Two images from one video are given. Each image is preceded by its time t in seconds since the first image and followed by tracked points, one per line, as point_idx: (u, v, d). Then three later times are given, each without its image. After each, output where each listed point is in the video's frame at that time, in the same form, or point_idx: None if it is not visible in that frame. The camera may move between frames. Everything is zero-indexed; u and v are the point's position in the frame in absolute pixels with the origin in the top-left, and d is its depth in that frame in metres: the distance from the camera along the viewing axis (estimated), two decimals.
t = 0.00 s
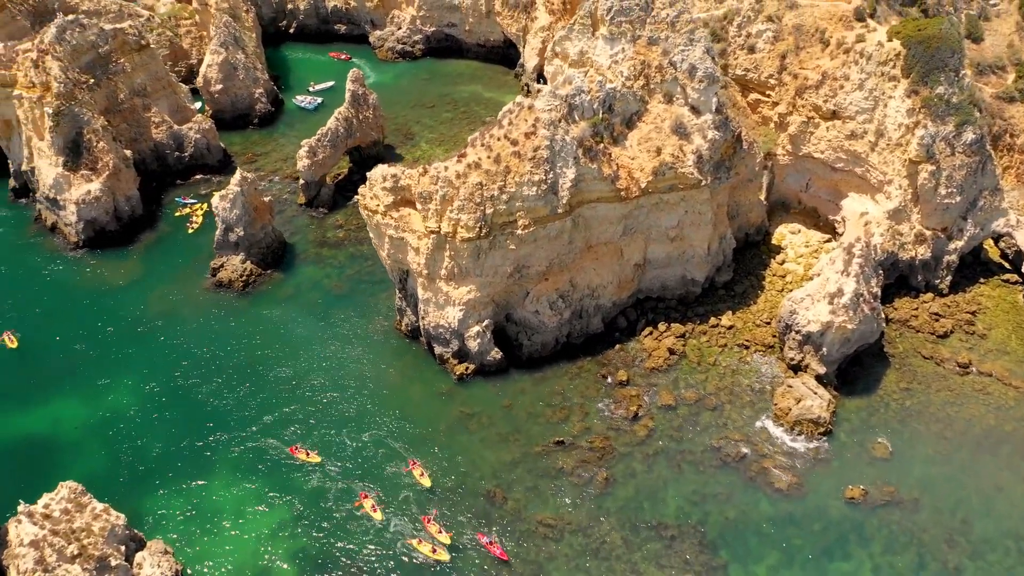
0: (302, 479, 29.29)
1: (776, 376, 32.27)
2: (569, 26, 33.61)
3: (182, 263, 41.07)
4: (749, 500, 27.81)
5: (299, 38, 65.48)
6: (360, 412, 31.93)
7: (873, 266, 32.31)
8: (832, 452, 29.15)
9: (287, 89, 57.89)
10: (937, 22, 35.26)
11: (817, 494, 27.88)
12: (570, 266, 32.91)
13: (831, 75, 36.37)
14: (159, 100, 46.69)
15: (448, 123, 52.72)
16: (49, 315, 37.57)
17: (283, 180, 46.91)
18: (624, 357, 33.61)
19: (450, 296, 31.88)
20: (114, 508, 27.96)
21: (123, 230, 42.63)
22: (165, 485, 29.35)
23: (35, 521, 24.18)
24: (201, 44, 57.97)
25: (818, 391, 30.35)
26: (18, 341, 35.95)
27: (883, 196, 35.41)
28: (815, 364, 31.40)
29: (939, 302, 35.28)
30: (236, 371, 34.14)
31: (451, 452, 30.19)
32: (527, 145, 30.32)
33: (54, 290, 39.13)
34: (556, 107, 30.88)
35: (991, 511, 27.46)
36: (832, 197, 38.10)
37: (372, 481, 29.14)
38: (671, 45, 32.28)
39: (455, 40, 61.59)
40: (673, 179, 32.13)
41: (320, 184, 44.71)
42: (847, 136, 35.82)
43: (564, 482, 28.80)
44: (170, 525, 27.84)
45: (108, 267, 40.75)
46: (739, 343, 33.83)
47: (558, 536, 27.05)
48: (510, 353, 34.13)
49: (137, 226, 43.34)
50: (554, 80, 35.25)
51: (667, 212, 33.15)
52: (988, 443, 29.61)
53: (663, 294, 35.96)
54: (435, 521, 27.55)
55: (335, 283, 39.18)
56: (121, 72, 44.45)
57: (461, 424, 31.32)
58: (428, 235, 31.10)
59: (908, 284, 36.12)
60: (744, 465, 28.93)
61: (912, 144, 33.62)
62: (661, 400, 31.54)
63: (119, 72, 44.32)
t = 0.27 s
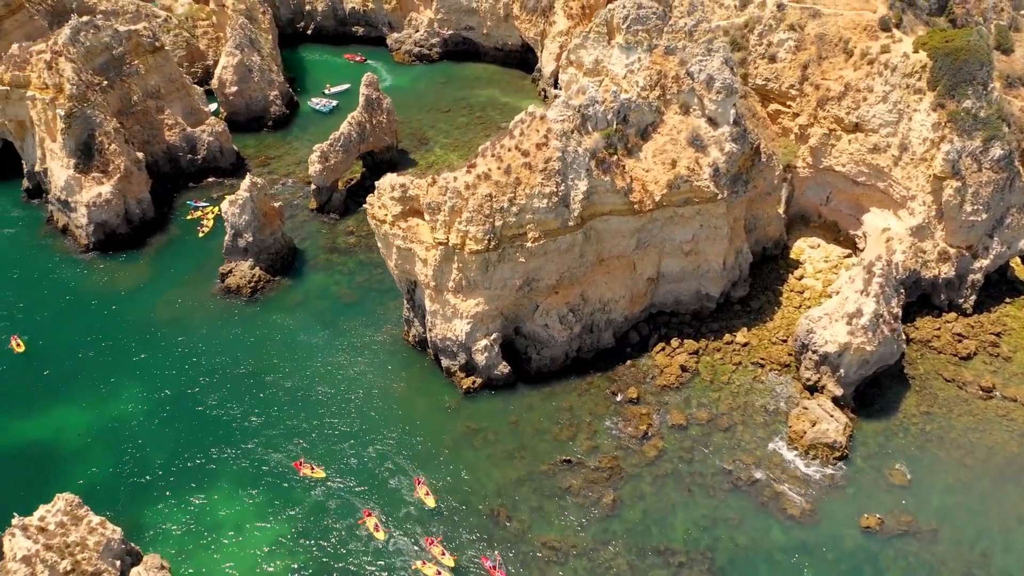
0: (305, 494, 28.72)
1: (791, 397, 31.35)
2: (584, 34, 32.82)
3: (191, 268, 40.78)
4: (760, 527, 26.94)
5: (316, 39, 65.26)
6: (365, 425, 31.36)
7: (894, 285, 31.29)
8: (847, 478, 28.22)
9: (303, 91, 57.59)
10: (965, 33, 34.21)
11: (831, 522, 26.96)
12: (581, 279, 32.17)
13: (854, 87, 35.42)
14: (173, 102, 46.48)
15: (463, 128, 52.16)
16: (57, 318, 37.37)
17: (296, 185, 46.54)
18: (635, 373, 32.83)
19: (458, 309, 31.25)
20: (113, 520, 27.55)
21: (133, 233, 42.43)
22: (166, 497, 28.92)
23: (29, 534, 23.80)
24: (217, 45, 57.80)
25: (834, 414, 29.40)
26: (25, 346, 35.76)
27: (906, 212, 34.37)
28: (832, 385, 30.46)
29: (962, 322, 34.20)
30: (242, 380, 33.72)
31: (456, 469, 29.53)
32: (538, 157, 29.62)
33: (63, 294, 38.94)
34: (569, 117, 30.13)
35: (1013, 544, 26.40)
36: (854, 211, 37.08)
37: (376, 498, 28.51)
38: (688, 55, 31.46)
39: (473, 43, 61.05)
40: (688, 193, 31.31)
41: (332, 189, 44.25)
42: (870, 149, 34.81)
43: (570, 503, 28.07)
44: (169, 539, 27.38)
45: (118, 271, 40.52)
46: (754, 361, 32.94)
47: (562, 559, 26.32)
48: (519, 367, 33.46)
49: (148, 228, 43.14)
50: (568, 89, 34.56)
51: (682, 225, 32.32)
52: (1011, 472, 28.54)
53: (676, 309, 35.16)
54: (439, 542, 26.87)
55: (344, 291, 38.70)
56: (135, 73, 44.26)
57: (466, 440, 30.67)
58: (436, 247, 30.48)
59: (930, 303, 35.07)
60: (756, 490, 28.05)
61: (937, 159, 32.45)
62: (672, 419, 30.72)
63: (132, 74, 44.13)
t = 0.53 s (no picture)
0: (307, 511, 28.03)
1: (807, 419, 30.39)
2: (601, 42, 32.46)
3: (201, 273, 40.43)
4: (773, 556, 26.00)
5: (334, 41, 64.93)
6: (370, 439, 30.79)
7: (916, 306, 30.30)
8: (864, 507, 27.23)
9: (319, 94, 57.22)
10: (995, 46, 33.31)
11: (847, 553, 25.97)
12: (592, 294, 31.41)
13: (879, 100, 34.41)
14: (187, 104, 46.23)
15: (479, 134, 51.53)
16: (66, 323, 37.17)
17: (308, 190, 46.10)
18: (647, 391, 31.99)
19: (466, 322, 30.57)
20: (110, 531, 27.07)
21: (144, 237, 42.19)
22: (166, 509, 28.47)
23: (23, 549, 23.43)
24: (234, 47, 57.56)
25: (852, 440, 28.42)
26: (33, 351, 35.57)
27: (930, 229, 33.27)
28: (850, 409, 29.47)
29: (988, 345, 33.05)
30: (247, 390, 33.29)
31: (461, 488, 28.80)
32: (550, 169, 28.90)
33: (73, 298, 38.74)
34: (582, 130, 29.40)
35: None
36: (876, 227, 36.00)
37: (379, 517, 27.75)
38: (706, 66, 30.57)
39: (491, 47, 60.43)
40: (704, 208, 30.44)
41: (344, 195, 43.75)
42: (893, 164, 33.72)
43: (576, 526, 27.28)
44: (166, 552, 26.81)
45: (127, 275, 40.27)
46: (770, 381, 32.00)
47: None
48: (528, 382, 32.75)
49: (159, 232, 42.90)
50: (583, 98, 33.83)
51: (697, 240, 31.46)
52: None
53: (691, 325, 34.32)
54: (442, 565, 26.01)
55: (353, 299, 38.16)
56: (149, 76, 44.05)
57: (472, 457, 29.97)
58: (445, 259, 29.84)
59: (954, 324, 33.94)
60: (769, 517, 27.13)
61: (964, 176, 31.30)
62: (684, 440, 29.85)
63: (146, 77, 43.90)
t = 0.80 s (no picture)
0: (308, 530, 27.38)
1: (825, 444, 29.41)
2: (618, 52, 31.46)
3: (210, 279, 40.04)
4: None
5: (352, 44, 64.48)
6: (374, 454, 30.17)
7: (940, 330, 29.26)
8: (882, 538, 26.23)
9: (335, 97, 56.79)
10: None
11: None
12: (604, 310, 30.61)
13: (904, 113, 33.34)
14: (200, 107, 45.92)
15: (495, 141, 50.86)
16: (74, 329, 36.93)
17: (320, 195, 45.62)
18: (659, 410, 31.13)
19: (474, 337, 29.86)
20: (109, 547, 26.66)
21: (155, 241, 41.88)
22: (166, 523, 28.03)
23: (17, 565, 22.97)
24: (250, 49, 57.27)
25: (871, 468, 27.43)
26: (39, 357, 35.35)
27: (957, 248, 32.09)
28: (869, 435, 28.48)
29: (1014, 368, 31.89)
30: (253, 401, 32.82)
31: (467, 508, 28.06)
32: (562, 183, 28.14)
33: (82, 303, 38.50)
34: (596, 142, 28.61)
35: None
36: (899, 244, 34.90)
37: (383, 538, 27.02)
38: (725, 77, 29.60)
39: (509, 51, 59.74)
40: (721, 224, 29.55)
41: (356, 202, 43.24)
42: (919, 180, 32.55)
43: (582, 551, 26.48)
44: (164, 570, 26.36)
45: (137, 280, 39.98)
46: (787, 403, 31.02)
47: None
48: (537, 399, 32.00)
49: (169, 236, 42.58)
50: (598, 109, 33.05)
51: (713, 257, 30.55)
52: None
53: (706, 342, 33.43)
54: None
55: (362, 309, 37.60)
56: (163, 79, 43.79)
57: (478, 476, 29.26)
58: (453, 273, 29.16)
59: (979, 346, 32.82)
60: (782, 546, 26.19)
61: (992, 194, 30.13)
62: (696, 463, 28.98)
63: (160, 79, 43.66)
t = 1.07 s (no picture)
0: (310, 551, 26.75)
1: (843, 471, 28.40)
2: (635, 61, 30.55)
3: (219, 286, 39.62)
4: None
5: (369, 46, 63.98)
6: (378, 472, 29.50)
7: (966, 355, 28.20)
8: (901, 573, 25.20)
9: (350, 100, 56.29)
10: None
11: None
12: (616, 327, 29.77)
13: (932, 128, 32.12)
14: (214, 111, 45.50)
15: (510, 148, 50.10)
16: (82, 335, 36.64)
17: (333, 201, 45.09)
18: (671, 432, 30.22)
19: (481, 354, 29.11)
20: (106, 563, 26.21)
21: (165, 246, 41.53)
22: (165, 538, 27.54)
23: None
24: (267, 51, 56.94)
25: (890, 498, 26.42)
26: (46, 363, 35.09)
27: (985, 269, 30.88)
28: (890, 463, 27.44)
29: None
30: (258, 413, 32.29)
31: (472, 531, 27.31)
32: (574, 198, 27.34)
33: (91, 308, 38.24)
34: (610, 156, 27.76)
35: None
36: (924, 262, 33.71)
37: (385, 561, 26.34)
38: (745, 90, 28.58)
39: (528, 56, 58.94)
40: (738, 241, 28.60)
41: (367, 209, 42.60)
42: (946, 198, 31.35)
43: None
44: None
45: (146, 285, 39.67)
46: (804, 426, 30.00)
47: None
48: (546, 417, 31.19)
49: (180, 241, 42.23)
50: (614, 120, 32.23)
51: (730, 275, 29.60)
52: None
53: (721, 361, 32.49)
54: None
55: (371, 319, 36.99)
56: (176, 82, 43.42)
57: (483, 496, 28.51)
58: (461, 287, 28.45)
59: (1006, 370, 31.65)
60: None
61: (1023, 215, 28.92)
62: (708, 488, 28.07)
63: (173, 83, 43.32)
